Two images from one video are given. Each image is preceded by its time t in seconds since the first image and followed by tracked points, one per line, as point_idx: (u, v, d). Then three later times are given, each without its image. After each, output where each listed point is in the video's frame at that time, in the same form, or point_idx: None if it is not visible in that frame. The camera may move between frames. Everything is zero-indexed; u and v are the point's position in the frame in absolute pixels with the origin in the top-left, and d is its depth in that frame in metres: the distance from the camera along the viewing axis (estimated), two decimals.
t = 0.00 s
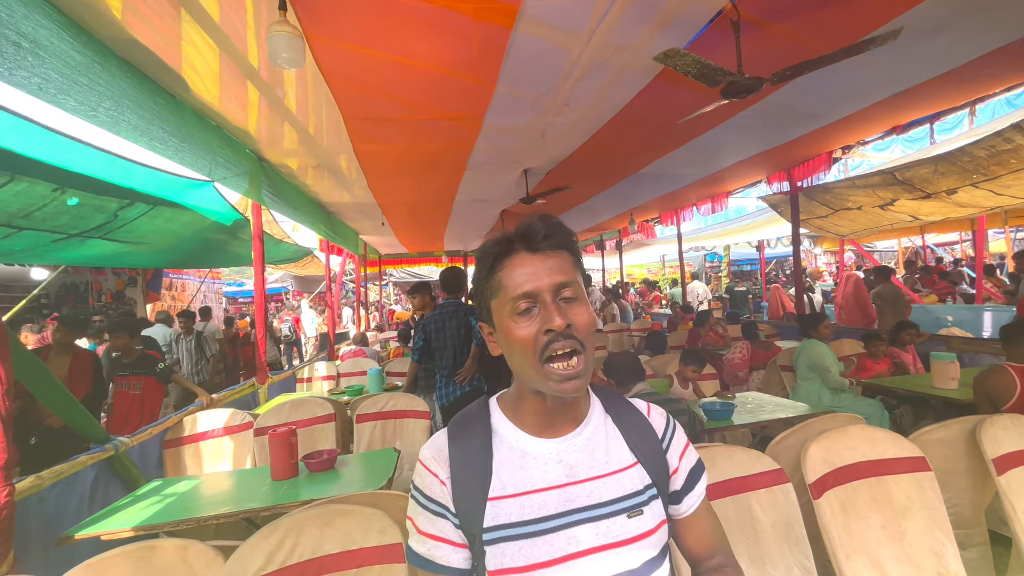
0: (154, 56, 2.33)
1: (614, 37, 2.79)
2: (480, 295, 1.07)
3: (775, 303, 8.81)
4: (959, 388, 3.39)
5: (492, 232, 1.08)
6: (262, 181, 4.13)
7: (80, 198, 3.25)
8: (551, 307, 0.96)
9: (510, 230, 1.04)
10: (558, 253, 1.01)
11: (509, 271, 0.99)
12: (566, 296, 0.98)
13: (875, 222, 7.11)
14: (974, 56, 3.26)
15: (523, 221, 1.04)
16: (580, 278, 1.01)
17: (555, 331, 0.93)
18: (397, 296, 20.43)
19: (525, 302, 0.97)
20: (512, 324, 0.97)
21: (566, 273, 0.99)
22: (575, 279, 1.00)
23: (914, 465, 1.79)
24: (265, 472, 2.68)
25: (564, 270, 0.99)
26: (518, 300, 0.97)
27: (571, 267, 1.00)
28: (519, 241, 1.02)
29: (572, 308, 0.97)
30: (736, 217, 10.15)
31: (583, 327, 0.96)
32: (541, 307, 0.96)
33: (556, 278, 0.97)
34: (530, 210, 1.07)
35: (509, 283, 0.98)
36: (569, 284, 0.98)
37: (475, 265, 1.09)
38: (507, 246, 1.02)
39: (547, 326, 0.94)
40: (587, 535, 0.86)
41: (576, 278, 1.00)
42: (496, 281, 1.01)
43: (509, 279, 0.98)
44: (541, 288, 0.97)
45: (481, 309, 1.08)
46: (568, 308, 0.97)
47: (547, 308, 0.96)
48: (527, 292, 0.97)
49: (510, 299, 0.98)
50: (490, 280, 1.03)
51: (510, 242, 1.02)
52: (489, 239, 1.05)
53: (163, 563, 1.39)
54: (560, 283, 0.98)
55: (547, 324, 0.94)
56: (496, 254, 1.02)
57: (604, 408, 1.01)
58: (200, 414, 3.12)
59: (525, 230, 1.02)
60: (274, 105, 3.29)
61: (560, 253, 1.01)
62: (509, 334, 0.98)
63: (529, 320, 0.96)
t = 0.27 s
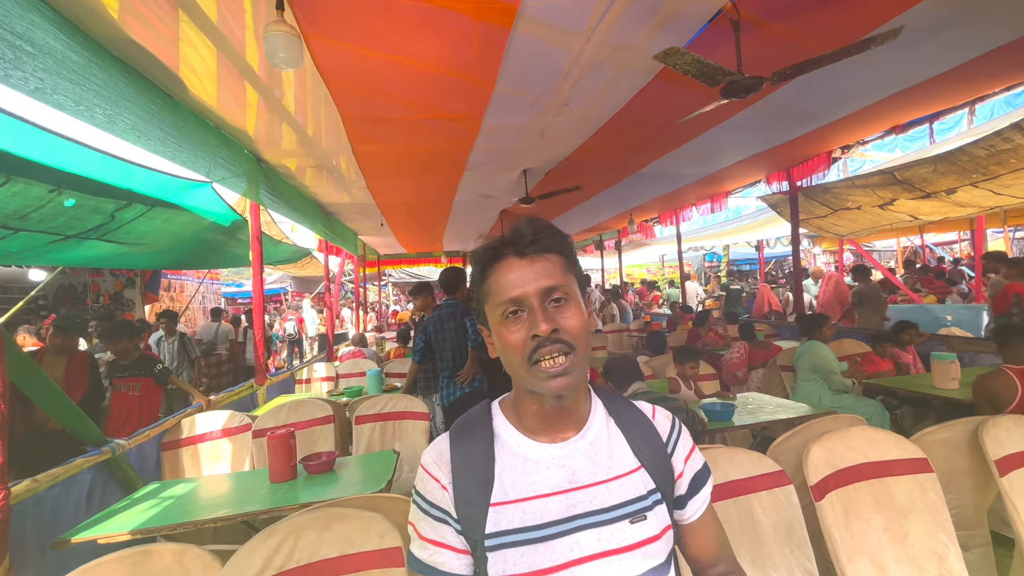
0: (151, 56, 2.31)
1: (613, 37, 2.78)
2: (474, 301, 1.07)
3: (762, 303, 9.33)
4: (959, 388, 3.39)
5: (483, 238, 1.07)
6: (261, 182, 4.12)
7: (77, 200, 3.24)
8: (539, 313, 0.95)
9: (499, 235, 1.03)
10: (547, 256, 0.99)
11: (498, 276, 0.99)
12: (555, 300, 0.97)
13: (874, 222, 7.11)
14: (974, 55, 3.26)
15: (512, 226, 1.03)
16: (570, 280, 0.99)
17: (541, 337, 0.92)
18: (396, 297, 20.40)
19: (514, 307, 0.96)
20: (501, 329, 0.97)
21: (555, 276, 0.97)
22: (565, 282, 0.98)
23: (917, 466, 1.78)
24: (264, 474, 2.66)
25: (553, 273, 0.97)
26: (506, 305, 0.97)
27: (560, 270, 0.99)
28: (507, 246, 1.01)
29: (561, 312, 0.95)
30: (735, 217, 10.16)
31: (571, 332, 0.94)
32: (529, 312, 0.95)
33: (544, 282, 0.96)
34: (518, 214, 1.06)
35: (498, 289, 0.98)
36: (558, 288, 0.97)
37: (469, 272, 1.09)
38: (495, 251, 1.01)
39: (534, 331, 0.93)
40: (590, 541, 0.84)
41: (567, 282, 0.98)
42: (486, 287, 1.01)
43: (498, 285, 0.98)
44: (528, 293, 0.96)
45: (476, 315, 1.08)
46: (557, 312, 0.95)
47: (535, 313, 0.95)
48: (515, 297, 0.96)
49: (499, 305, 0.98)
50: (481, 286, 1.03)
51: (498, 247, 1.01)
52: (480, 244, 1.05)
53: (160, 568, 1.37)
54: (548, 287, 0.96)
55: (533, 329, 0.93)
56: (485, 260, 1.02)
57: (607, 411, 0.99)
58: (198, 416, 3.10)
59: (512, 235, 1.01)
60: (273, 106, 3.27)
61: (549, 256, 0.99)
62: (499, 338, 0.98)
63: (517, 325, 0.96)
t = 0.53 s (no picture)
0: (154, 62, 2.34)
1: (611, 44, 2.82)
2: (479, 309, 1.09)
3: (751, 308, 9.78)
4: (955, 391, 3.41)
5: (479, 246, 1.10)
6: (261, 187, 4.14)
7: (79, 205, 3.26)
8: (544, 313, 0.97)
9: (494, 242, 1.05)
10: (545, 257, 1.02)
11: (500, 282, 1.01)
12: (557, 298, 0.99)
13: (869, 227, 7.17)
14: (965, 62, 3.31)
15: (505, 232, 1.06)
16: (569, 278, 1.02)
17: (551, 336, 0.94)
18: (394, 303, 20.40)
19: (520, 310, 0.98)
20: (509, 333, 0.99)
21: (555, 276, 1.00)
22: (565, 280, 1.01)
23: (914, 466, 1.80)
24: (264, 478, 2.66)
25: (553, 273, 1.00)
26: (512, 310, 0.98)
27: (559, 269, 1.01)
28: (504, 252, 1.03)
29: (564, 310, 0.98)
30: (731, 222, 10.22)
31: (579, 327, 0.96)
32: (535, 313, 0.97)
33: (546, 283, 0.98)
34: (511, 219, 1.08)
35: (502, 294, 1.00)
36: (559, 286, 0.99)
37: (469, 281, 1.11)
38: (494, 258, 1.03)
39: (542, 332, 0.96)
40: (596, 527, 0.86)
41: (566, 280, 1.01)
42: (490, 294, 1.03)
43: (501, 291, 1.00)
44: (532, 294, 0.98)
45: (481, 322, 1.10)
46: (561, 310, 0.98)
47: (541, 314, 0.97)
48: (519, 301, 0.98)
49: (505, 310, 1.00)
50: (484, 294, 1.05)
51: (497, 253, 1.03)
52: (477, 254, 1.08)
53: (163, 568, 1.38)
54: (550, 286, 0.99)
55: (542, 330, 0.96)
56: (484, 268, 1.04)
57: (611, 402, 1.01)
58: (198, 420, 3.09)
59: (508, 240, 1.03)
60: (274, 112, 3.31)
61: (547, 256, 1.02)
62: (508, 342, 1.00)
63: (525, 327, 0.97)
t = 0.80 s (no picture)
0: (155, 67, 2.36)
1: (608, 48, 2.85)
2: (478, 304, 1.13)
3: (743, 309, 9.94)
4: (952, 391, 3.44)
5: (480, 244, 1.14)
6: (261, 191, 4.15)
7: (79, 209, 3.27)
8: (528, 312, 0.99)
9: (493, 241, 1.09)
10: (535, 257, 1.03)
11: (493, 280, 1.04)
12: (544, 298, 1.00)
13: (866, 229, 7.22)
14: (958, 65, 3.35)
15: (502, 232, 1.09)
16: (559, 278, 1.02)
17: (531, 335, 0.96)
18: (392, 306, 20.38)
19: (508, 307, 1.01)
20: (499, 328, 1.02)
21: (543, 276, 1.01)
22: (555, 280, 1.02)
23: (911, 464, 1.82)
24: (264, 481, 2.66)
25: (542, 273, 1.01)
26: (500, 307, 1.02)
27: (550, 269, 1.02)
28: (499, 251, 1.06)
29: (549, 310, 0.99)
30: (729, 225, 10.27)
31: (560, 328, 0.97)
32: (520, 312, 1.00)
33: (533, 282, 1.00)
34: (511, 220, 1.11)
35: (492, 291, 1.04)
36: (547, 286, 1.01)
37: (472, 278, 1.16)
38: (489, 256, 1.07)
39: (524, 330, 0.98)
40: (597, 521, 0.88)
41: (557, 280, 1.02)
42: (484, 291, 1.07)
43: (493, 288, 1.04)
44: (518, 293, 1.00)
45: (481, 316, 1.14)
46: (545, 310, 0.99)
47: (525, 313, 0.99)
48: (507, 299, 1.01)
49: (495, 306, 1.03)
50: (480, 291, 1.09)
51: (491, 252, 1.07)
52: (477, 252, 1.12)
53: (165, 569, 1.39)
54: (537, 286, 1.00)
55: (524, 328, 0.98)
56: (480, 266, 1.08)
57: (611, 400, 1.03)
58: (197, 424, 3.10)
59: (502, 240, 1.06)
60: (273, 116, 3.32)
61: (537, 256, 1.03)
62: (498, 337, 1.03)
63: (511, 324, 1.00)
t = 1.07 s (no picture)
0: (148, 68, 2.34)
1: (601, 49, 2.87)
2: (482, 302, 1.10)
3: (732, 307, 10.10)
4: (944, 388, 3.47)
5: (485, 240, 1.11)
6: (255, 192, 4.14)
7: (71, 212, 3.25)
8: (545, 312, 0.98)
9: (503, 235, 1.06)
10: (550, 256, 1.02)
11: (504, 277, 1.02)
12: (560, 298, 1.00)
13: (858, 228, 7.28)
14: (947, 66, 3.39)
15: (515, 227, 1.06)
16: (573, 279, 1.02)
17: (550, 336, 0.95)
18: (387, 307, 20.33)
19: (521, 307, 0.99)
20: (510, 328, 1.00)
21: (558, 276, 1.00)
22: (569, 281, 1.01)
23: (903, 461, 1.84)
24: (259, 484, 2.65)
25: (557, 273, 1.00)
26: (514, 306, 1.00)
27: (564, 269, 1.02)
28: (511, 247, 1.04)
29: (565, 310, 0.99)
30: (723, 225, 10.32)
31: (577, 328, 0.97)
32: (536, 311, 0.98)
33: (549, 282, 0.99)
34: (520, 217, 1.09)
35: (504, 289, 1.01)
36: (562, 286, 1.00)
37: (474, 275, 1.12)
38: (500, 253, 1.04)
39: (542, 331, 0.96)
40: (595, 524, 0.89)
41: (571, 280, 1.01)
42: (493, 288, 1.04)
43: (505, 286, 1.01)
44: (534, 292, 0.99)
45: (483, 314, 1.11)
46: (562, 310, 0.99)
47: (541, 312, 0.98)
48: (522, 298, 0.99)
49: (507, 305, 1.01)
50: (488, 288, 1.06)
51: (503, 249, 1.04)
52: (484, 245, 1.08)
53: (161, 573, 1.38)
54: (553, 286, 1.00)
55: (541, 329, 0.96)
56: (490, 262, 1.05)
57: (609, 402, 1.03)
58: (192, 427, 3.08)
59: (515, 237, 1.04)
60: (267, 118, 3.31)
61: (552, 256, 1.02)
62: (508, 338, 1.01)
63: (525, 324, 0.99)
